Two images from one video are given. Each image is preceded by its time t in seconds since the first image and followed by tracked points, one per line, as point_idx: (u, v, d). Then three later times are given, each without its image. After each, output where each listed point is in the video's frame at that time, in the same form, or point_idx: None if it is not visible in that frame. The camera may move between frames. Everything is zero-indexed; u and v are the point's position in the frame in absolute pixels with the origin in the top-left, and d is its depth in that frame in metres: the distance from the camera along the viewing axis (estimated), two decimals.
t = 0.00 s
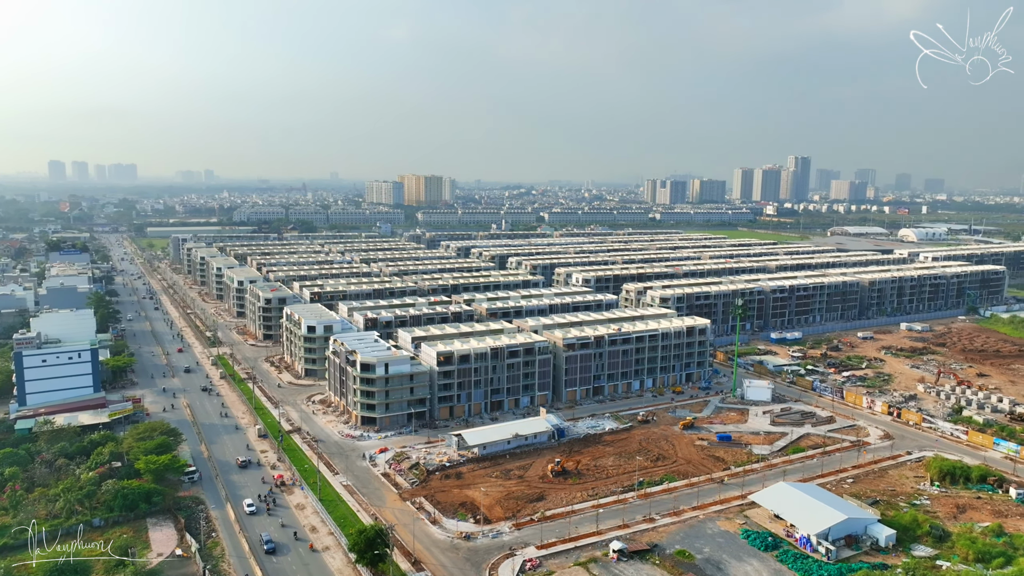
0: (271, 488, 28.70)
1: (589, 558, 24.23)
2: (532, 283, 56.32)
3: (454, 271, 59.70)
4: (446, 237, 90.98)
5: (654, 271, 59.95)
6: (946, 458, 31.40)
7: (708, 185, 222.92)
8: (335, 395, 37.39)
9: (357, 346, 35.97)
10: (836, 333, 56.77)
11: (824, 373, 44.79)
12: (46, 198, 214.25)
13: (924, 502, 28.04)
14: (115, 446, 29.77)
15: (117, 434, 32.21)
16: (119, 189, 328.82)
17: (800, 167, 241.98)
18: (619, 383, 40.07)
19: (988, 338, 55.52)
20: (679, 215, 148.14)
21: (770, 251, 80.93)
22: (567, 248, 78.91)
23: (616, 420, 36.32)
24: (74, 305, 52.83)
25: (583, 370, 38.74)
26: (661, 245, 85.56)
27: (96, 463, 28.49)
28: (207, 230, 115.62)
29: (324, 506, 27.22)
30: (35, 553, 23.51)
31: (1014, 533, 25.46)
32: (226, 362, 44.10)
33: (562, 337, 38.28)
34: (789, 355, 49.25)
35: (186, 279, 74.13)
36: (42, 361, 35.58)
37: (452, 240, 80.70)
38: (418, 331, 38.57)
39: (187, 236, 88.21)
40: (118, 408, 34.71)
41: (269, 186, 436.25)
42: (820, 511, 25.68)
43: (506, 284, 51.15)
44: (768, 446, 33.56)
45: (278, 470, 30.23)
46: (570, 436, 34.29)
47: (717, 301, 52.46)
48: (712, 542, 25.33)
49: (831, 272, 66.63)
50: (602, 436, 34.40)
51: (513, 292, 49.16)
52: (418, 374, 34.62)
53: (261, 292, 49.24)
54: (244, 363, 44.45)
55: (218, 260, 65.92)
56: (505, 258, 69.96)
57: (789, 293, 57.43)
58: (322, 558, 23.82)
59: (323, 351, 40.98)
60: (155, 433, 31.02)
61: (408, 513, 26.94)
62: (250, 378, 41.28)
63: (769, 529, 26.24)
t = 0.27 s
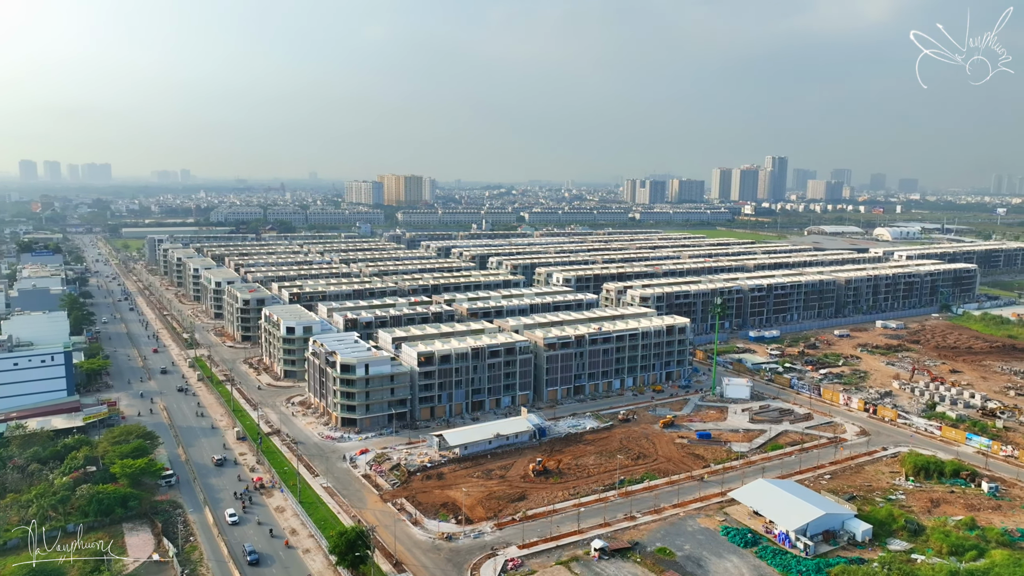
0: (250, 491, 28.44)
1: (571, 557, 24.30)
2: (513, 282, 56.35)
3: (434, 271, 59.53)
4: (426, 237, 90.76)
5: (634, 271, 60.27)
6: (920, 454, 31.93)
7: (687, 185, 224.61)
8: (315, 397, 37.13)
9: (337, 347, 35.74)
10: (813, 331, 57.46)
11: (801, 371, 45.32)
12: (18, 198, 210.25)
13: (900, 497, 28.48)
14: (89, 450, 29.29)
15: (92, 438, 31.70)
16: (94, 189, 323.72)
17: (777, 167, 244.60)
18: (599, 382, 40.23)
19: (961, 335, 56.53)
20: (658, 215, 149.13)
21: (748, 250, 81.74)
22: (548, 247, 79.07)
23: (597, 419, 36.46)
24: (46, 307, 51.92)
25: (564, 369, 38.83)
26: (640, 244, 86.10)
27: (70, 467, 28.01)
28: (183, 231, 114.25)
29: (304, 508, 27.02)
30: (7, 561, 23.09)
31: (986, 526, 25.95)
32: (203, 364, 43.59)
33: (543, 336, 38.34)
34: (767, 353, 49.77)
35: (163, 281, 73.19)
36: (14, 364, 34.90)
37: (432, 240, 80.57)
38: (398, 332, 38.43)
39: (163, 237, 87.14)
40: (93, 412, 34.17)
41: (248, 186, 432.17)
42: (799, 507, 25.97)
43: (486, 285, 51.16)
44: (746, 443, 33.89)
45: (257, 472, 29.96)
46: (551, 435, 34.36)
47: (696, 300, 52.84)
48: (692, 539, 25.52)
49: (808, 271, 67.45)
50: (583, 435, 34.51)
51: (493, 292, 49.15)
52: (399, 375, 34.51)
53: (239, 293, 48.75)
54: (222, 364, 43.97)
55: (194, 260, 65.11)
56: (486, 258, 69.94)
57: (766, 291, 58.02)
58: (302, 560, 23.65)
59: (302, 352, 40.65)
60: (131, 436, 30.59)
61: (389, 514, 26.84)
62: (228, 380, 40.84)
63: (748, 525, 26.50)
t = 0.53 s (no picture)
0: (229, 494, 28.15)
1: (553, 556, 24.36)
2: (493, 282, 56.35)
3: (414, 271, 59.35)
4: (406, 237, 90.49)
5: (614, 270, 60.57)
6: (896, 450, 32.44)
7: (667, 185, 226.15)
8: (295, 398, 36.84)
9: (317, 348, 35.49)
10: (790, 329, 58.14)
11: (779, 369, 45.83)
12: None
13: (876, 492, 28.88)
14: (63, 454, 28.77)
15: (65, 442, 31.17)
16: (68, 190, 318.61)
17: (756, 167, 247.02)
18: (580, 382, 40.37)
19: (934, 332, 57.49)
20: (638, 214, 150.03)
21: (727, 249, 82.51)
22: (528, 247, 79.17)
23: (577, 418, 36.59)
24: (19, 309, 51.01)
25: (544, 369, 38.90)
26: (620, 244, 86.57)
27: (43, 472, 27.46)
28: (159, 231, 112.89)
29: (284, 510, 26.80)
30: None
31: (959, 519, 26.42)
32: (181, 367, 43.05)
33: (524, 336, 38.35)
34: (746, 351, 50.29)
35: (139, 282, 72.23)
36: None
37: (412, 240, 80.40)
38: (378, 333, 38.25)
39: (139, 237, 86.02)
40: (66, 416, 33.68)
41: (227, 186, 427.76)
42: (777, 503, 26.24)
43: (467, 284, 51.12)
44: (726, 441, 34.20)
45: (236, 475, 29.66)
46: (532, 435, 34.41)
47: (676, 299, 53.22)
48: (673, 537, 25.69)
49: (786, 269, 68.23)
50: (564, 435, 34.60)
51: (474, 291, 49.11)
52: (379, 375, 34.35)
53: (217, 294, 48.22)
54: (199, 367, 43.46)
55: (171, 261, 64.31)
56: (466, 258, 69.88)
57: (745, 290, 58.60)
58: (282, 563, 23.44)
59: (281, 353, 40.32)
60: (106, 440, 30.14)
61: (370, 516, 26.70)
62: (206, 382, 40.39)
63: (728, 522, 26.73)
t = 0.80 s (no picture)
0: (207, 497, 27.83)
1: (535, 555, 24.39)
2: (474, 283, 56.30)
3: (394, 271, 59.12)
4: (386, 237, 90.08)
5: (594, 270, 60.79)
6: (872, 445, 32.92)
7: (647, 185, 227.47)
8: (274, 400, 36.51)
9: (296, 349, 35.19)
10: (768, 328, 58.75)
11: (758, 367, 46.30)
12: None
13: (853, 488, 29.29)
14: (36, 459, 28.27)
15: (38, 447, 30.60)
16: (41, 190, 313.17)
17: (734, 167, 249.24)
18: (561, 381, 40.46)
19: (909, 330, 58.41)
20: (618, 214, 150.74)
21: (706, 249, 83.18)
22: (508, 247, 79.16)
23: (558, 418, 36.67)
24: None
25: (525, 369, 38.93)
26: (600, 244, 86.91)
27: (15, 477, 26.97)
28: (135, 232, 111.38)
29: (263, 513, 26.56)
30: None
31: (933, 514, 26.87)
32: (157, 369, 42.49)
33: (504, 336, 38.36)
34: (725, 349, 50.73)
35: (113, 283, 71.15)
36: None
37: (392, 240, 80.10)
38: (358, 333, 38.06)
39: (114, 238, 84.78)
40: (39, 420, 32.95)
41: (201, 185, 423.01)
42: (756, 500, 26.49)
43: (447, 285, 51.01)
44: (705, 439, 34.47)
45: (214, 478, 29.33)
46: (514, 434, 34.42)
47: (656, 298, 53.54)
48: (654, 535, 25.83)
49: (764, 269, 68.95)
50: (545, 434, 34.66)
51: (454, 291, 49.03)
52: (360, 376, 34.15)
53: (194, 296, 47.64)
54: (176, 369, 42.91)
55: (146, 262, 63.41)
56: (446, 258, 69.74)
57: (723, 289, 59.11)
58: (261, 567, 23.22)
59: (260, 355, 39.93)
60: (80, 444, 29.65)
61: (351, 518, 26.54)
62: (184, 385, 39.88)
63: (708, 519, 26.94)
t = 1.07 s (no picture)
0: (185, 501, 27.50)
1: (516, 554, 24.42)
2: (454, 282, 56.20)
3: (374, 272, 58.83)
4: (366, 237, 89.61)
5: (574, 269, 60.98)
6: (848, 441, 33.39)
7: (627, 185, 228.60)
8: (253, 402, 36.18)
9: (275, 350, 34.90)
10: (747, 326, 59.32)
11: (736, 365, 46.73)
12: None
13: (830, 483, 29.69)
14: (8, 465, 27.68)
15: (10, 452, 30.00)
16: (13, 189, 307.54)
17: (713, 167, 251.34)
18: (542, 381, 40.53)
19: (884, 328, 59.28)
20: (598, 214, 151.31)
21: (685, 248, 83.76)
22: (489, 247, 79.15)
23: (539, 417, 36.73)
24: None
25: (506, 368, 38.95)
26: (580, 243, 87.19)
27: None
28: (109, 232, 109.73)
29: (243, 516, 26.31)
30: None
31: (908, 508, 27.32)
32: (133, 372, 41.89)
33: (485, 336, 38.34)
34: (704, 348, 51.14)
35: (87, 285, 70.02)
36: None
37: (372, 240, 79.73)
38: (338, 334, 37.83)
39: (87, 239, 83.41)
40: (11, 424, 32.28)
41: (178, 185, 418.04)
42: (736, 497, 26.75)
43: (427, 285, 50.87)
44: (685, 437, 34.73)
45: (192, 482, 29.00)
46: (495, 434, 34.44)
47: (635, 297, 53.84)
48: (635, 533, 25.97)
49: (742, 267, 69.62)
50: (526, 434, 34.71)
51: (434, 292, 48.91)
52: (340, 378, 33.95)
53: (170, 297, 47.04)
54: (152, 371, 42.34)
55: (121, 263, 62.49)
56: (427, 258, 69.54)
57: (702, 288, 59.58)
58: (241, 570, 22.99)
59: (238, 356, 39.54)
60: (54, 449, 29.14)
61: (332, 520, 26.38)
62: (160, 387, 39.37)
63: (688, 516, 27.15)
